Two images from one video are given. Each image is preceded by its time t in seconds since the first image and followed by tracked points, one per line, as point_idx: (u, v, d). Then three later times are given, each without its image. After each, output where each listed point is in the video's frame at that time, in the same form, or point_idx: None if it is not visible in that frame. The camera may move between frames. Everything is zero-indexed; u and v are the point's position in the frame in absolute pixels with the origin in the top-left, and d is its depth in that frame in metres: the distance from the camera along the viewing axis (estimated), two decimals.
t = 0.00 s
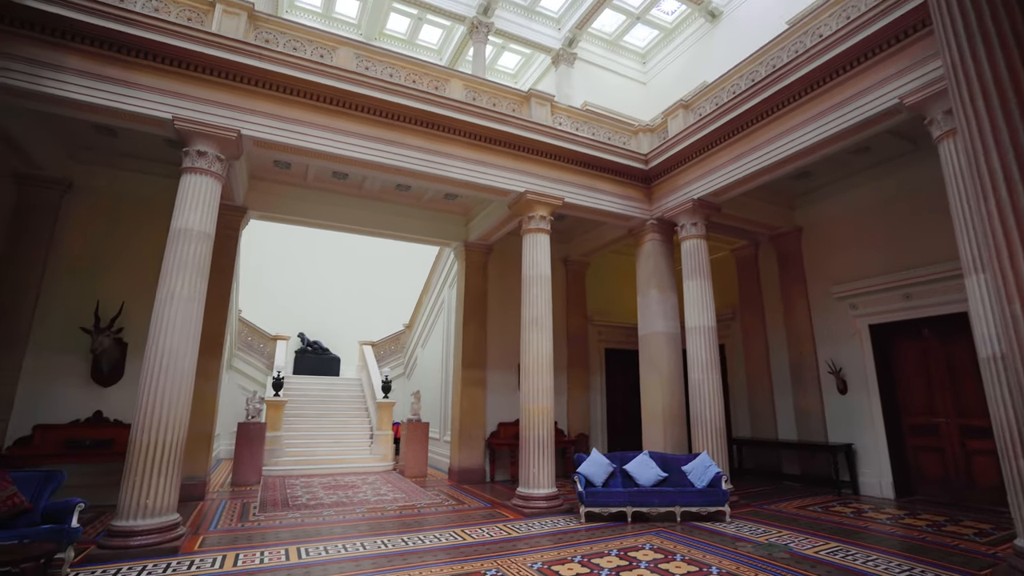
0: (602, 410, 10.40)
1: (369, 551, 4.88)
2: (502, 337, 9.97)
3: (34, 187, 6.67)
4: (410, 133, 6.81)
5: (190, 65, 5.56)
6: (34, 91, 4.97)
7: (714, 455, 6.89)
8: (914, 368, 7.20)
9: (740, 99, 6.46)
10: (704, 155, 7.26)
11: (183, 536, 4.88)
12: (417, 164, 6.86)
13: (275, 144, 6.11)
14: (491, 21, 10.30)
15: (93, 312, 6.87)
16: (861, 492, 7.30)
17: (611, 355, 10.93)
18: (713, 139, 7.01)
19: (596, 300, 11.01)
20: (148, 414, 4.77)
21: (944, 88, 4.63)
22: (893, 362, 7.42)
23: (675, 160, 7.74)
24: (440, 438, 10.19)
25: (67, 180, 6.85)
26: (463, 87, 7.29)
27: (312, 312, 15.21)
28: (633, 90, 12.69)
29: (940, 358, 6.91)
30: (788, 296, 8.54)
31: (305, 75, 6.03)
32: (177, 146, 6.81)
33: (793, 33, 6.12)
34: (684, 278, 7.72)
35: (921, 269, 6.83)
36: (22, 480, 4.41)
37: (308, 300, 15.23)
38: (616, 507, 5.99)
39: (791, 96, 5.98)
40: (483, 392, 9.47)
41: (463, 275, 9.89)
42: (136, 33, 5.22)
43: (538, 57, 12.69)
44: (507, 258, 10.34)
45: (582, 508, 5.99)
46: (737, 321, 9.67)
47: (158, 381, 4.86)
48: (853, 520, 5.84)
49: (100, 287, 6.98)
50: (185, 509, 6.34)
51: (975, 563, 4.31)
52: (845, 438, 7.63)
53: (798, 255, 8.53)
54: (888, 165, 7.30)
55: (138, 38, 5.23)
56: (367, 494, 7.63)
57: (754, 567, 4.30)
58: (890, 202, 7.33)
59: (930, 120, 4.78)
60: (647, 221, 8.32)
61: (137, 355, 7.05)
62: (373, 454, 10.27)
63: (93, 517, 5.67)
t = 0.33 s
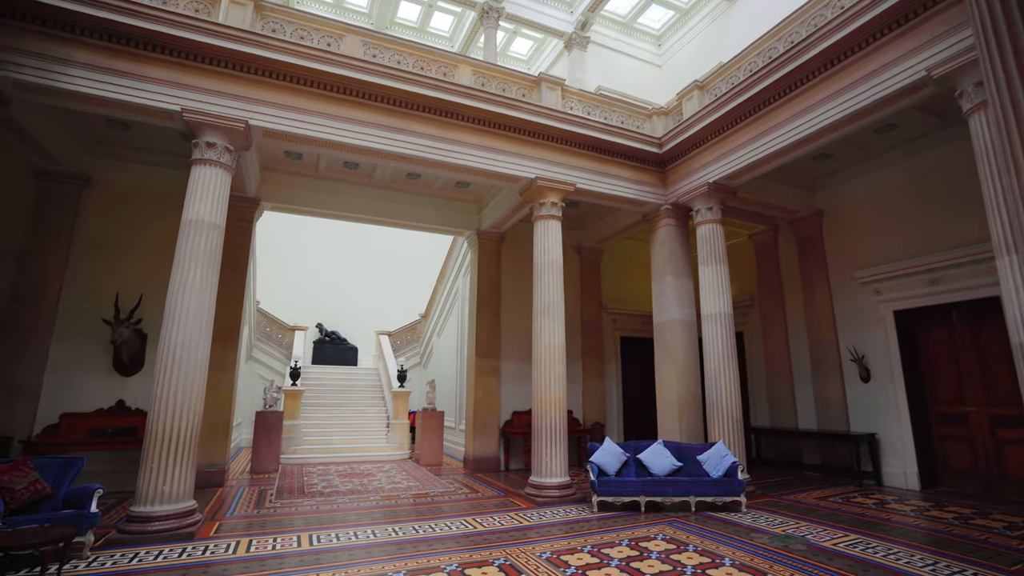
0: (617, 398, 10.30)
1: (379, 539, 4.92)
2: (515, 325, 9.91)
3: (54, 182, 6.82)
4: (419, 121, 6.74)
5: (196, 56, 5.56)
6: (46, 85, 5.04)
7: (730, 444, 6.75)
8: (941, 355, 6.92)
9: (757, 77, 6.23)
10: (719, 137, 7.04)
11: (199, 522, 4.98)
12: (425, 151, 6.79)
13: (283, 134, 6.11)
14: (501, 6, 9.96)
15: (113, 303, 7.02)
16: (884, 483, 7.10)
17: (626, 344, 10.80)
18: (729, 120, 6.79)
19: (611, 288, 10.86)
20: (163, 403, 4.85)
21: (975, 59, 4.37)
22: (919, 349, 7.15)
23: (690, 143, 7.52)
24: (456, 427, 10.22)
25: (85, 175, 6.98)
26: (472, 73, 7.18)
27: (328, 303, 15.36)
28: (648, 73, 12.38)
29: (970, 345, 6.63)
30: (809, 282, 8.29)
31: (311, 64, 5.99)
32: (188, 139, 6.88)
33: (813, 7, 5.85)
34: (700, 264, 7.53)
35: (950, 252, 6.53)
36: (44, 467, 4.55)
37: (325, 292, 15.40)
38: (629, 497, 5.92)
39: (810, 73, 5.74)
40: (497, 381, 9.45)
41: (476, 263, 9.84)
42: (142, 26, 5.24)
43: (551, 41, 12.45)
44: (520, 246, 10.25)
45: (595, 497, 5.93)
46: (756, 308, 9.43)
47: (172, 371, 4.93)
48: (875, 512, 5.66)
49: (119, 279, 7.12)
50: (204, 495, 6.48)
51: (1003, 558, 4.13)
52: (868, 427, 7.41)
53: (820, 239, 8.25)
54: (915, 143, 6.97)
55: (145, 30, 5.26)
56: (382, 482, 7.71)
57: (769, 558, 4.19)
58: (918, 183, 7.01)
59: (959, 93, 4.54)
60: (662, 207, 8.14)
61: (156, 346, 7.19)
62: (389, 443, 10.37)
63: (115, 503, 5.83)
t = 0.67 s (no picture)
0: (635, 389, 10.17)
1: (391, 528, 4.94)
2: (530, 316, 9.84)
3: (74, 178, 6.98)
4: (428, 110, 6.67)
5: (205, 49, 5.58)
6: (61, 82, 5.13)
7: (749, 435, 6.59)
8: (974, 344, 6.61)
9: (776, 56, 5.99)
10: (737, 120, 6.81)
11: (216, 510, 5.08)
12: (435, 140, 6.73)
13: (293, 126, 6.11)
14: None
15: (134, 297, 7.17)
16: (911, 476, 6.86)
17: (643, 334, 10.64)
18: (747, 102, 6.57)
19: (627, 277, 10.69)
20: (180, 393, 4.94)
21: (1011, 27, 4.10)
22: (950, 337, 6.84)
23: (707, 127, 7.30)
24: (471, 418, 10.24)
25: (105, 171, 7.13)
26: (482, 60, 7.09)
27: (348, 296, 15.54)
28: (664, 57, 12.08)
29: (1004, 333, 6.32)
30: (833, 269, 8.01)
31: (320, 54, 5.96)
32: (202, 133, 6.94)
33: None
34: (718, 251, 7.33)
35: (983, 236, 6.21)
36: (67, 454, 4.66)
37: (344, 284, 15.57)
38: (643, 488, 5.83)
39: (832, 49, 5.49)
40: (512, 372, 9.41)
41: (490, 254, 9.79)
42: (153, 20, 5.29)
43: (565, 27, 12.22)
44: (534, 235, 10.15)
45: (609, 488, 5.85)
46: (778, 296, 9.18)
47: (188, 363, 5.01)
48: (901, 506, 5.46)
49: (139, 273, 7.26)
50: (224, 484, 6.61)
51: None
52: (895, 419, 7.15)
53: (844, 225, 7.96)
54: (946, 122, 6.63)
55: (155, 24, 5.30)
56: (398, 472, 7.76)
57: (786, 553, 4.06)
58: (948, 164, 6.68)
59: (995, 64, 4.27)
60: (678, 193, 7.95)
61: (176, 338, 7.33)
62: (407, 433, 10.45)
63: (139, 490, 5.99)
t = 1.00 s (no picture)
0: (653, 382, 10.01)
1: (402, 520, 4.94)
2: (545, 308, 9.75)
3: (96, 176, 7.14)
4: (439, 100, 6.61)
5: (216, 44, 5.61)
6: (78, 81, 5.23)
7: (769, 429, 6.41)
8: (1010, 334, 6.28)
9: (797, 34, 5.74)
10: (756, 103, 6.57)
11: (232, 500, 5.16)
12: (446, 131, 6.66)
13: (304, 119, 6.12)
14: None
15: (155, 291, 7.32)
16: (942, 473, 6.58)
17: (661, 325, 10.46)
18: (766, 84, 6.33)
19: (644, 268, 10.50)
20: (195, 385, 5.01)
21: None
22: (985, 328, 6.52)
23: (725, 112, 7.07)
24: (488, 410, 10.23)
25: (125, 169, 7.28)
26: (493, 49, 6.98)
27: (367, 290, 15.69)
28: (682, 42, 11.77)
29: None
30: (859, 257, 7.72)
31: (329, 46, 5.93)
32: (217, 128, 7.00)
33: None
34: (737, 240, 7.11)
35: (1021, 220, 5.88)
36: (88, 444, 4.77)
37: (363, 278, 15.72)
38: (659, 482, 5.71)
39: (856, 25, 5.23)
40: (528, 364, 9.36)
41: (505, 246, 9.71)
42: (164, 16, 5.33)
43: (580, 14, 12.00)
44: (549, 227, 10.03)
45: (623, 482, 5.75)
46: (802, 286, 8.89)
47: (203, 355, 5.07)
48: (930, 504, 5.24)
49: (159, 268, 7.41)
50: (243, 474, 6.73)
51: None
52: (925, 413, 6.87)
53: (871, 211, 7.65)
54: (981, 100, 6.28)
55: (166, 21, 5.34)
56: (413, 464, 7.79)
57: (806, 551, 3.91)
58: (984, 145, 6.33)
59: None
60: (696, 181, 7.74)
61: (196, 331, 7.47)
62: (424, 425, 10.50)
63: (160, 480, 6.12)
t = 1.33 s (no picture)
0: (672, 375, 9.82)
1: (413, 513, 4.94)
2: (561, 301, 9.64)
3: (117, 175, 7.29)
4: (449, 91, 6.53)
5: (227, 41, 5.64)
6: (94, 81, 5.32)
7: (791, 423, 6.21)
8: None
9: (818, 13, 5.49)
10: (776, 87, 6.33)
11: (248, 491, 5.23)
12: (457, 122, 6.58)
13: (315, 113, 6.12)
14: None
15: (175, 287, 7.47)
16: (977, 471, 6.29)
17: (681, 318, 10.25)
18: (786, 67, 6.08)
19: (662, 259, 10.30)
20: (210, 379, 5.08)
21: None
22: None
23: (744, 97, 6.83)
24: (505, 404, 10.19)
25: (145, 167, 7.42)
26: (504, 38, 6.87)
27: (386, 285, 15.81)
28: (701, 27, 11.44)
29: None
30: (887, 246, 7.41)
31: (337, 39, 5.90)
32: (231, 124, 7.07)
33: None
34: (757, 229, 6.87)
35: None
36: (109, 435, 4.88)
37: (382, 273, 15.84)
38: (674, 478, 5.58)
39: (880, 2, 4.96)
40: (544, 357, 9.27)
41: (520, 238, 9.62)
42: (176, 14, 5.37)
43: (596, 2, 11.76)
44: (565, 218, 9.90)
45: (638, 477, 5.64)
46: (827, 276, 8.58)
47: (217, 349, 5.14)
48: (962, 503, 4.99)
49: (179, 264, 7.55)
50: (261, 466, 6.83)
51: None
52: (958, 409, 6.56)
53: (899, 198, 7.32)
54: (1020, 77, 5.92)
55: (178, 18, 5.38)
56: (429, 458, 7.80)
57: (826, 551, 3.76)
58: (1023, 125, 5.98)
59: None
60: (714, 169, 7.51)
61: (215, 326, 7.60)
62: (441, 419, 10.53)
63: (181, 472, 6.25)
